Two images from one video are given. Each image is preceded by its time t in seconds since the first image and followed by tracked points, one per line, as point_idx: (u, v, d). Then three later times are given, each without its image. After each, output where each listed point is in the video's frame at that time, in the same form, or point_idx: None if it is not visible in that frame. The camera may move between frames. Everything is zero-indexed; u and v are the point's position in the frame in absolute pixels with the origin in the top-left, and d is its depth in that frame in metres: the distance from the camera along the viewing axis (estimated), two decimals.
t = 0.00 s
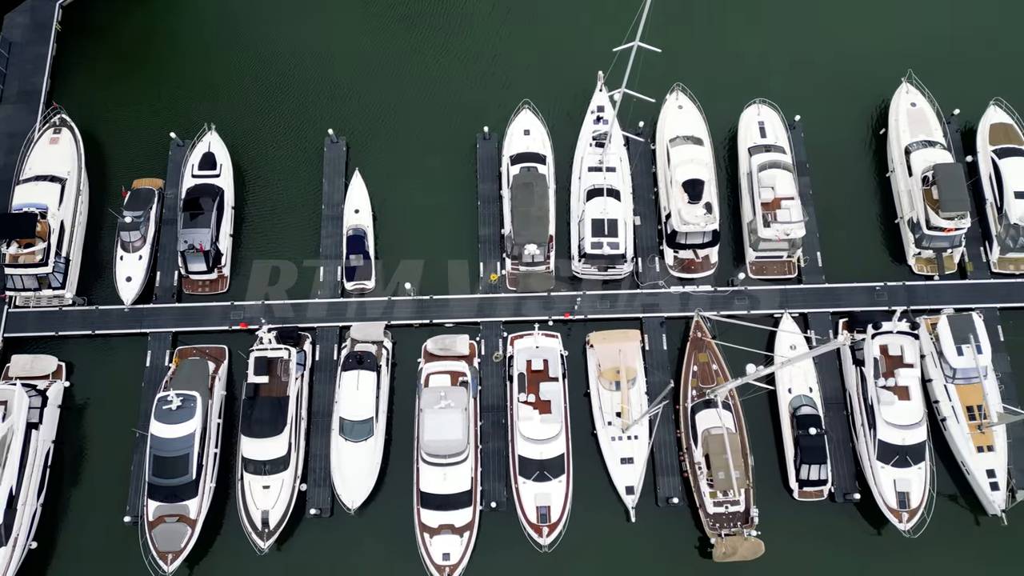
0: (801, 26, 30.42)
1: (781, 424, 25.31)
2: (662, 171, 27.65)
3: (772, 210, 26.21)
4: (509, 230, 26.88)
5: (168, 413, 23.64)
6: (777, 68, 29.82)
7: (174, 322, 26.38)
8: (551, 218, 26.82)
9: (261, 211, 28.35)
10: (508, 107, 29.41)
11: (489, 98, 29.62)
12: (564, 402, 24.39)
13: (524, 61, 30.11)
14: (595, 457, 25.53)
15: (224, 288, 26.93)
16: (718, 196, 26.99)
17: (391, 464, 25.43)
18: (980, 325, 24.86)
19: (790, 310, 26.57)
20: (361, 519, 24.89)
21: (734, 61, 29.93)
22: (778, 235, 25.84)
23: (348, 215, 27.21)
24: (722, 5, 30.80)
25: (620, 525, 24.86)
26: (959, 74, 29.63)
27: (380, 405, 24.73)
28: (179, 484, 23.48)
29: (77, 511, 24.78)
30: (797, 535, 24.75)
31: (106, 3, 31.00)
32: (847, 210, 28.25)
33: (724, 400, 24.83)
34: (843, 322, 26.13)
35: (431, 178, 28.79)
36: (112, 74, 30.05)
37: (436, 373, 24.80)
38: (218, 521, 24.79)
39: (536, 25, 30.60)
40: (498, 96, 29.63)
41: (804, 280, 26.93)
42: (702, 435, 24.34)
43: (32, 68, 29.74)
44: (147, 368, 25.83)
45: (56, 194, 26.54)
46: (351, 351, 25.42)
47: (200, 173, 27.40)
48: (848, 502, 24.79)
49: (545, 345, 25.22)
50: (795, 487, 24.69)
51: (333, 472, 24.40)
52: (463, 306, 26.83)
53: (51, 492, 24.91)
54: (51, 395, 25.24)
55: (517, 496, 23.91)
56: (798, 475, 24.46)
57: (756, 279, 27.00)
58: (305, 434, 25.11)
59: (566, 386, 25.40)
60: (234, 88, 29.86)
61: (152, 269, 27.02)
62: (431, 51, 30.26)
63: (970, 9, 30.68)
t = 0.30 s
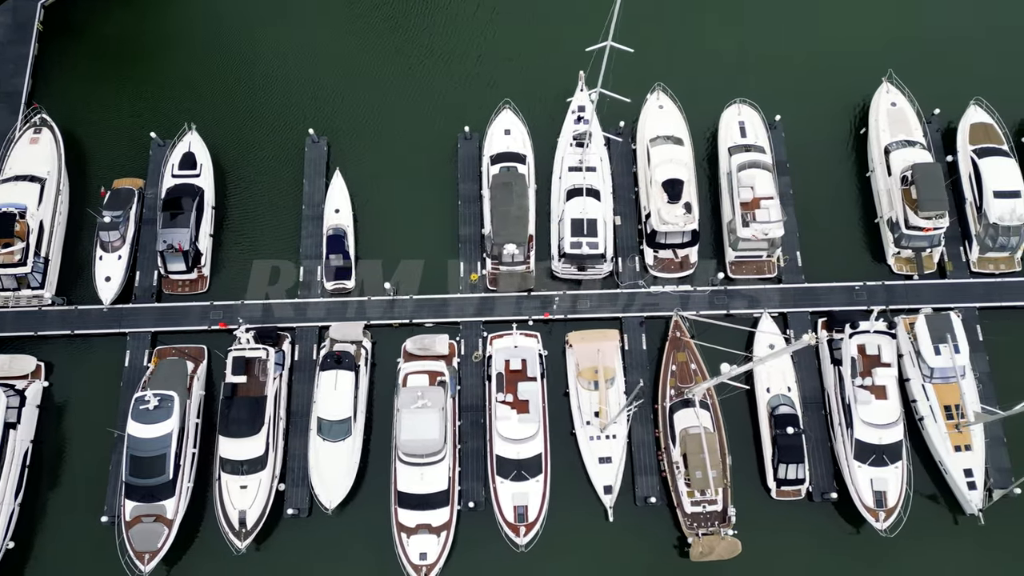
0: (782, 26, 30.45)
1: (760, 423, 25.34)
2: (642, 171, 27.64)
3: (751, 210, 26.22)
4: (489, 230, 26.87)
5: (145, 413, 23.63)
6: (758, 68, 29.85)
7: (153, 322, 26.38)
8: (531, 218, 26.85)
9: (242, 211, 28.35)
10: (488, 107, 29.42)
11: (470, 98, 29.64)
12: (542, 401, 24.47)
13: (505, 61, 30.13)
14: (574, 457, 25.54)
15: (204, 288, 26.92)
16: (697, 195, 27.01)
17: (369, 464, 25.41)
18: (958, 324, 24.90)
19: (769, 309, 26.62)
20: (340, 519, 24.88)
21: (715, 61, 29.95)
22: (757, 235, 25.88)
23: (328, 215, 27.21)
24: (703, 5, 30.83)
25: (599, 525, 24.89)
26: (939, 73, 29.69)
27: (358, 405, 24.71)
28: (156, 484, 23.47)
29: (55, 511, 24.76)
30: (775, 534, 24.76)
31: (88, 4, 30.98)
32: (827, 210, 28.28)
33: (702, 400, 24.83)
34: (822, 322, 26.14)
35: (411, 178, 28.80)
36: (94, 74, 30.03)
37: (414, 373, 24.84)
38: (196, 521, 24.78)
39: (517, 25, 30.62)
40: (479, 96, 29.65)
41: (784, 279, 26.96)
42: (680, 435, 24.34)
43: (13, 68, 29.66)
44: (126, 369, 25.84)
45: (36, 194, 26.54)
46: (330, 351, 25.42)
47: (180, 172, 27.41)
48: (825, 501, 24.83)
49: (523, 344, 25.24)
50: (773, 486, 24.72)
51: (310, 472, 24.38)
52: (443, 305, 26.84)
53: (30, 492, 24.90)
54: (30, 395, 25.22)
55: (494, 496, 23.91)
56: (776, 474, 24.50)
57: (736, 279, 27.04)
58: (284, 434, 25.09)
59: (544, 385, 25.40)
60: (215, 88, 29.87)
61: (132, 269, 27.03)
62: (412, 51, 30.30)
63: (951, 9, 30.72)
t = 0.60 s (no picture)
0: (763, 26, 30.50)
1: (737, 422, 25.39)
2: (622, 170, 27.61)
3: (730, 209, 26.25)
4: (468, 230, 26.85)
5: (122, 413, 23.61)
6: (738, 68, 29.89)
7: (132, 322, 26.34)
8: (510, 217, 26.83)
9: (222, 211, 28.33)
10: (469, 108, 29.42)
11: (450, 98, 29.65)
12: (519, 401, 24.48)
13: (486, 61, 30.13)
14: (552, 457, 25.55)
15: (184, 288, 26.90)
16: (677, 195, 27.02)
17: (347, 464, 25.39)
18: (935, 324, 24.89)
19: (748, 309, 26.67)
20: (317, 518, 24.86)
21: (696, 62, 29.98)
22: (735, 235, 25.93)
23: (308, 214, 27.20)
24: (683, 5, 30.88)
25: (576, 524, 24.91)
26: (919, 73, 29.73)
27: (336, 404, 24.71)
28: (133, 484, 23.44)
29: (32, 511, 24.72)
30: (752, 533, 24.78)
31: (70, 4, 30.96)
32: (807, 209, 28.31)
33: (679, 399, 24.86)
34: (801, 321, 26.16)
35: (392, 178, 28.80)
36: (75, 74, 30.00)
37: (392, 372, 24.80)
38: (173, 521, 24.75)
39: (498, 25, 30.63)
40: (460, 96, 29.66)
41: (763, 279, 27.00)
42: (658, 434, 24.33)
43: None
44: (104, 368, 25.81)
45: (14, 194, 26.52)
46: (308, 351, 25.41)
47: (159, 172, 27.40)
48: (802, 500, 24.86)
49: (501, 344, 25.24)
50: (750, 485, 24.76)
51: (288, 472, 24.38)
52: (422, 305, 26.83)
53: (7, 492, 24.86)
54: (8, 395, 25.18)
55: (471, 495, 23.96)
56: (753, 473, 24.52)
57: (715, 279, 27.09)
58: (262, 434, 25.08)
59: (523, 385, 25.42)
60: (197, 88, 29.89)
61: (111, 269, 27.01)
62: (393, 52, 30.36)
63: (931, 9, 30.77)
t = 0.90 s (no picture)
0: (744, 27, 30.53)
1: (715, 422, 25.40)
2: (602, 170, 27.58)
3: (708, 209, 26.24)
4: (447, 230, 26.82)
5: (98, 413, 23.60)
6: (719, 68, 29.93)
7: (110, 322, 26.31)
8: (489, 217, 26.82)
9: (202, 211, 28.31)
10: (449, 108, 29.43)
11: (431, 98, 29.67)
12: (497, 401, 24.38)
13: (467, 61, 30.14)
14: (530, 457, 25.57)
15: (163, 288, 26.88)
16: (656, 195, 27.00)
17: (325, 464, 25.36)
18: (912, 324, 24.94)
19: (726, 308, 26.71)
20: (295, 518, 24.84)
21: (676, 62, 30.01)
22: (713, 235, 25.95)
23: (288, 214, 27.16)
24: (665, 5, 30.89)
25: (554, 524, 24.91)
26: (898, 74, 29.79)
27: (314, 404, 24.70)
28: (109, 484, 23.44)
29: (9, 511, 24.68)
30: (730, 533, 24.80)
31: (51, 4, 30.94)
32: (787, 209, 28.34)
33: (656, 399, 24.88)
34: (780, 321, 26.19)
35: (372, 178, 28.79)
36: (55, 74, 29.96)
37: (369, 373, 24.77)
38: (150, 521, 24.74)
39: (479, 26, 30.64)
40: (440, 96, 29.68)
41: (741, 278, 27.05)
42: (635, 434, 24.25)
43: None
44: (82, 368, 25.79)
45: None
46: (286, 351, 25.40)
47: (139, 172, 27.38)
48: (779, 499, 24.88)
49: (479, 343, 25.27)
50: (727, 484, 24.77)
51: (265, 472, 24.36)
52: (401, 305, 26.81)
53: None
54: None
55: (448, 495, 23.96)
56: (730, 472, 24.54)
57: (694, 279, 27.11)
58: (240, 434, 25.06)
59: (501, 385, 25.43)
60: (177, 88, 29.87)
61: (90, 269, 26.99)
62: (374, 52, 30.38)
63: (911, 10, 30.82)
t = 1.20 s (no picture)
0: (724, 27, 30.57)
1: (693, 421, 25.43)
2: (581, 170, 27.55)
3: (687, 209, 26.26)
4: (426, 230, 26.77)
5: (74, 413, 23.61)
6: (698, 69, 29.98)
7: (89, 322, 26.30)
8: (468, 216, 26.82)
9: (182, 211, 28.30)
10: (430, 108, 29.45)
11: (411, 98, 29.70)
12: (474, 400, 24.43)
13: (447, 60, 30.17)
14: (508, 457, 25.60)
15: (142, 288, 26.87)
16: (635, 194, 26.98)
17: (303, 464, 25.36)
18: (889, 324, 25.05)
19: (704, 308, 26.75)
20: (273, 518, 24.84)
21: (656, 62, 30.05)
22: (691, 235, 25.99)
23: (267, 214, 27.15)
24: (646, 5, 30.92)
25: (532, 524, 24.94)
26: (878, 74, 29.84)
27: (291, 404, 24.69)
28: (85, 484, 23.45)
29: None
30: (707, 532, 24.82)
31: (31, 3, 30.91)
32: (767, 209, 28.38)
33: (634, 398, 24.93)
34: (758, 320, 26.21)
35: (352, 178, 28.78)
36: (36, 74, 29.96)
37: (347, 372, 24.81)
38: (127, 521, 24.74)
39: (459, 26, 30.66)
40: (420, 96, 29.70)
41: (720, 278, 27.08)
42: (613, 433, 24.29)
43: None
44: (60, 368, 25.79)
45: None
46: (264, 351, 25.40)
47: (118, 172, 27.39)
48: (756, 499, 24.92)
49: (456, 343, 25.23)
50: (704, 484, 24.78)
51: (242, 472, 24.37)
52: (380, 305, 26.82)
53: None
54: None
55: (425, 495, 23.98)
56: (707, 472, 24.57)
57: (674, 278, 27.12)
58: (217, 434, 25.06)
59: (478, 385, 25.45)
60: (157, 89, 29.87)
61: (69, 269, 27.00)
62: (355, 52, 30.39)
63: (890, 10, 30.86)
